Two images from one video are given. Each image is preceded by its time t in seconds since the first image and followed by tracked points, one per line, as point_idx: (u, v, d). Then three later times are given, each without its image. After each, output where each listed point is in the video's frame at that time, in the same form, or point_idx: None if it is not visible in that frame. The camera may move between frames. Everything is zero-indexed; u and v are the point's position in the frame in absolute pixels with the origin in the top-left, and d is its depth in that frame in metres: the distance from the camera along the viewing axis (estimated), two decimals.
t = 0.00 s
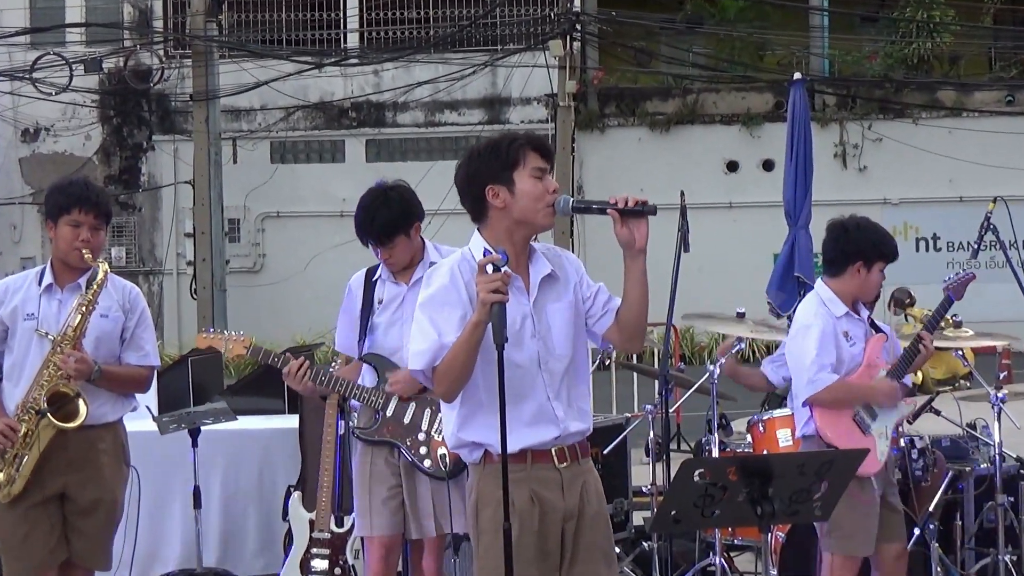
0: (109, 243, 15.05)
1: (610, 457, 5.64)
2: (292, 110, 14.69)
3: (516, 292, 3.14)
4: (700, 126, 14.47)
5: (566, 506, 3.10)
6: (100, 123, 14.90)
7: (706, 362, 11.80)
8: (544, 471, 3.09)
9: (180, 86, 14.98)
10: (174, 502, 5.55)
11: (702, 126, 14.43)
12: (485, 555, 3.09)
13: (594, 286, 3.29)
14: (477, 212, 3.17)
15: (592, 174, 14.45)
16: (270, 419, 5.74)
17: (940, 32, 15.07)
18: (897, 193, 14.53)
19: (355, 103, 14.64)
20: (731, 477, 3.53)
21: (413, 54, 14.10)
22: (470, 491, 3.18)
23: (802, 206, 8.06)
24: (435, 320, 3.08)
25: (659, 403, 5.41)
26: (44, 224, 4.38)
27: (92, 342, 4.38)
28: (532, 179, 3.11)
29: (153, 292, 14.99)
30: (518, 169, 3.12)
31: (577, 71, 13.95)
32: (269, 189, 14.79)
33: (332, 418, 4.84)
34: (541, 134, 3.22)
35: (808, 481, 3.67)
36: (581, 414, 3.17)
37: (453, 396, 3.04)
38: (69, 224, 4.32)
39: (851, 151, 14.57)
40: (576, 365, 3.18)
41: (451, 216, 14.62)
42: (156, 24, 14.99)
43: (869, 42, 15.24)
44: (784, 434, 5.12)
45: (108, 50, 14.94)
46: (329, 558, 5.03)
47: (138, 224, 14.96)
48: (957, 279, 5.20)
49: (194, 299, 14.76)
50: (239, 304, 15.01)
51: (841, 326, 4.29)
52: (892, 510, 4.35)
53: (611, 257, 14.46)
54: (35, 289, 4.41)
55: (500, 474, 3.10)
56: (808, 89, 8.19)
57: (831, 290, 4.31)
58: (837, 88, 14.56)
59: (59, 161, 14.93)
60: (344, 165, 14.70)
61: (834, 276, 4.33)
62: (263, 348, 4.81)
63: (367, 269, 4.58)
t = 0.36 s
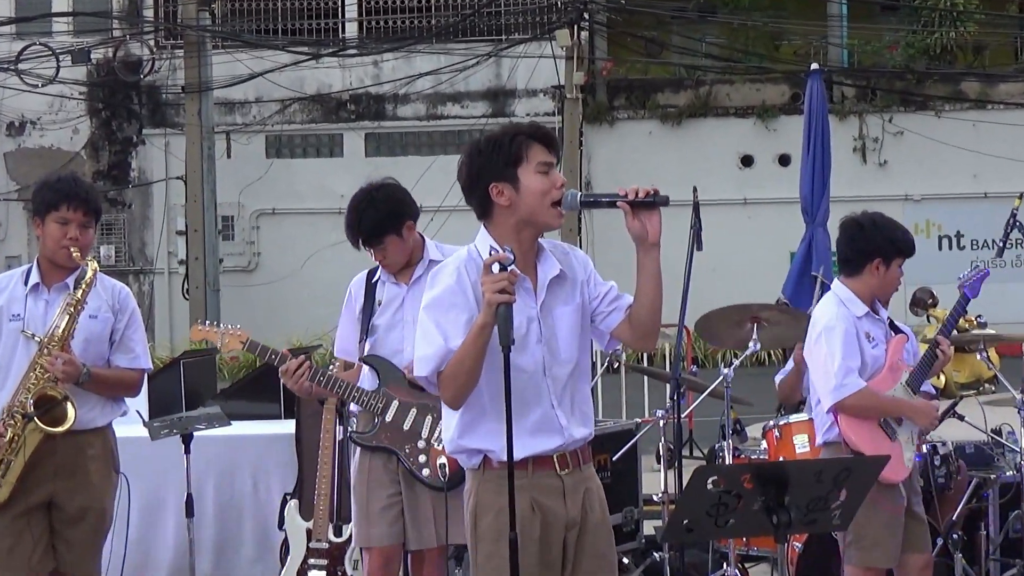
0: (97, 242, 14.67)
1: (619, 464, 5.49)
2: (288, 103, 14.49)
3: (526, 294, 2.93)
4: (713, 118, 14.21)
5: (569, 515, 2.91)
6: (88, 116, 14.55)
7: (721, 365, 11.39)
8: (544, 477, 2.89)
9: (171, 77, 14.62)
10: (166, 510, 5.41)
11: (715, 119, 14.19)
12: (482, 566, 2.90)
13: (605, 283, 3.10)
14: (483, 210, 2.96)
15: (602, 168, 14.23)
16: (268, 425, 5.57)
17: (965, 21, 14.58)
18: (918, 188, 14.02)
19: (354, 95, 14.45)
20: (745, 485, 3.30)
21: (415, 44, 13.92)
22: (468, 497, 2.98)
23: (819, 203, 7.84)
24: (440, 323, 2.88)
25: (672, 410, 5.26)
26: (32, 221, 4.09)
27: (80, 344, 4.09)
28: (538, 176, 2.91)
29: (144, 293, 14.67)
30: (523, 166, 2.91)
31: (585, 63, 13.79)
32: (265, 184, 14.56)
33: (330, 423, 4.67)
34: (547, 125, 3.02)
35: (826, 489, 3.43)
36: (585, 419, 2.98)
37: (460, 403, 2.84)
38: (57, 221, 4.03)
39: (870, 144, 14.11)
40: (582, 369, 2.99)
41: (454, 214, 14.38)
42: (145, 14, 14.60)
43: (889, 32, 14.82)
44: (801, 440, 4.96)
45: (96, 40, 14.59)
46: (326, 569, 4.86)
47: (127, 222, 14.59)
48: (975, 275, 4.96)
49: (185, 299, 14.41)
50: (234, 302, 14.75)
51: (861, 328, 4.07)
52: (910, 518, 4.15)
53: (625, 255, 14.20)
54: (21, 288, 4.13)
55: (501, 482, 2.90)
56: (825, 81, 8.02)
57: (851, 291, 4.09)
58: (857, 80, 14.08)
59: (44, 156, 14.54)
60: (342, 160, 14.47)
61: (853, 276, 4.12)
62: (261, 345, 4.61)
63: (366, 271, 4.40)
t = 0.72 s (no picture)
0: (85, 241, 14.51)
1: (624, 471, 5.37)
2: (281, 98, 14.32)
3: (525, 296, 2.77)
4: (722, 113, 14.04)
5: (571, 524, 2.75)
6: (75, 112, 14.39)
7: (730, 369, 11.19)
8: (546, 486, 2.73)
9: (161, 72, 14.50)
10: (156, 519, 5.29)
11: (723, 115, 14.02)
12: None
13: (614, 281, 2.94)
14: (483, 206, 2.80)
15: (606, 164, 14.06)
16: (262, 431, 5.45)
17: (983, 13, 14.44)
18: (934, 185, 13.84)
19: (349, 90, 14.28)
20: (756, 493, 3.14)
21: (414, 37, 13.71)
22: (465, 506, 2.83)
23: (831, 201, 7.66)
24: (437, 326, 2.72)
25: (679, 416, 5.14)
26: (15, 220, 3.93)
27: (64, 348, 3.93)
28: (541, 174, 2.74)
29: (132, 294, 14.52)
30: (525, 162, 2.75)
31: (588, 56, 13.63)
32: (257, 181, 14.41)
33: (326, 427, 4.52)
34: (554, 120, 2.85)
35: (841, 497, 3.24)
36: (589, 424, 2.81)
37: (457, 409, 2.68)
38: (41, 220, 3.87)
39: (885, 140, 13.92)
40: (586, 373, 2.82)
41: (454, 212, 14.20)
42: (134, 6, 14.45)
43: (905, 24, 14.68)
44: (813, 447, 4.80)
45: (83, 33, 14.42)
46: None
47: (115, 220, 14.44)
48: (992, 277, 4.78)
49: (174, 299, 14.26)
50: (228, 302, 14.61)
51: (876, 329, 3.89)
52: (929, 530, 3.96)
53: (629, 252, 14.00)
54: (4, 290, 3.98)
55: (502, 490, 2.74)
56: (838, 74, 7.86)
57: (865, 293, 3.90)
58: (870, 75, 14.07)
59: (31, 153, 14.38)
60: (338, 157, 14.33)
61: (867, 278, 3.92)
62: (256, 350, 4.44)
63: (363, 271, 4.23)
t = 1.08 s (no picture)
0: (85, 243, 14.52)
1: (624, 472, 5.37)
2: (281, 100, 14.33)
3: (525, 299, 2.77)
4: (723, 115, 14.03)
5: (577, 527, 2.74)
6: (75, 114, 14.39)
7: (732, 371, 11.17)
8: (551, 489, 2.72)
9: (161, 73, 14.49)
10: (155, 522, 5.29)
11: (724, 117, 14.01)
12: None
13: (621, 283, 2.91)
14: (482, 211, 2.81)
15: (606, 165, 14.07)
16: (262, 434, 5.46)
17: (983, 14, 14.48)
18: (934, 186, 13.84)
19: (349, 91, 14.28)
20: (757, 495, 3.13)
21: (414, 39, 13.71)
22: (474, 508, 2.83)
23: (832, 202, 7.66)
24: (438, 328, 2.72)
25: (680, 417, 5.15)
26: (14, 222, 3.93)
27: (63, 350, 3.92)
28: (533, 177, 2.75)
29: (133, 296, 14.53)
30: (517, 167, 2.76)
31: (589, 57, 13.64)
32: (258, 183, 14.41)
33: (327, 429, 4.51)
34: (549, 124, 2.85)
35: (842, 499, 3.23)
36: (599, 429, 2.80)
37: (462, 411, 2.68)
38: (40, 222, 3.86)
39: (886, 142, 13.91)
40: (593, 375, 2.81)
41: (454, 214, 14.22)
42: (134, 7, 14.45)
43: (905, 26, 14.68)
44: (813, 448, 4.82)
45: (83, 35, 14.43)
46: None
47: (116, 222, 14.44)
48: (989, 277, 4.77)
49: (175, 301, 14.27)
50: (228, 304, 14.63)
51: (874, 331, 3.88)
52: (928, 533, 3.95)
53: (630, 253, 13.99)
54: (3, 292, 3.98)
55: (506, 492, 2.74)
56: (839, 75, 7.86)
57: (863, 295, 3.90)
58: (871, 75, 14.00)
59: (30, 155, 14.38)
60: (338, 159, 14.33)
61: (864, 281, 3.92)
62: (250, 357, 4.43)
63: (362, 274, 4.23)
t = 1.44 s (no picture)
0: (84, 244, 14.51)
1: (624, 472, 5.38)
2: (280, 100, 14.33)
3: (526, 301, 2.77)
4: (722, 116, 14.03)
5: (577, 529, 2.74)
6: (75, 115, 14.39)
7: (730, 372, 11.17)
8: (552, 490, 2.72)
9: (161, 74, 14.49)
10: (154, 522, 5.29)
11: (723, 118, 14.01)
12: None
13: (626, 285, 2.90)
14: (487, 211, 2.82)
15: (606, 166, 14.07)
16: (261, 434, 5.47)
17: (982, 15, 14.48)
18: (933, 187, 13.84)
19: (349, 92, 14.28)
20: (756, 496, 3.13)
21: (414, 40, 13.70)
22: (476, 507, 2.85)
23: (831, 203, 7.66)
24: (439, 326, 2.73)
25: (679, 417, 5.16)
26: (13, 224, 3.93)
27: (60, 352, 3.92)
28: (536, 179, 2.74)
29: (132, 297, 14.53)
30: (520, 168, 2.75)
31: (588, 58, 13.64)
32: (257, 184, 14.41)
33: (327, 430, 4.51)
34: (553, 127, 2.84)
35: (841, 500, 3.23)
36: (601, 431, 2.79)
37: (461, 410, 2.68)
38: (38, 223, 3.86)
39: (885, 143, 13.92)
40: (593, 378, 2.79)
41: (454, 215, 14.23)
42: (134, 8, 14.45)
43: (904, 27, 14.70)
44: (812, 449, 4.82)
45: (82, 36, 14.43)
46: None
47: (115, 223, 14.43)
48: (986, 279, 4.78)
49: (174, 302, 14.27)
50: (227, 305, 14.63)
51: (875, 333, 3.88)
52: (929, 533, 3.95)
53: (629, 254, 14.00)
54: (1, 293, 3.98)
55: (506, 493, 2.74)
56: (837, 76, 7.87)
57: (863, 296, 3.89)
58: (870, 76, 13.96)
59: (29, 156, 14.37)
60: (337, 160, 14.33)
61: (866, 283, 3.91)
62: (251, 360, 4.44)
63: (363, 275, 4.22)
